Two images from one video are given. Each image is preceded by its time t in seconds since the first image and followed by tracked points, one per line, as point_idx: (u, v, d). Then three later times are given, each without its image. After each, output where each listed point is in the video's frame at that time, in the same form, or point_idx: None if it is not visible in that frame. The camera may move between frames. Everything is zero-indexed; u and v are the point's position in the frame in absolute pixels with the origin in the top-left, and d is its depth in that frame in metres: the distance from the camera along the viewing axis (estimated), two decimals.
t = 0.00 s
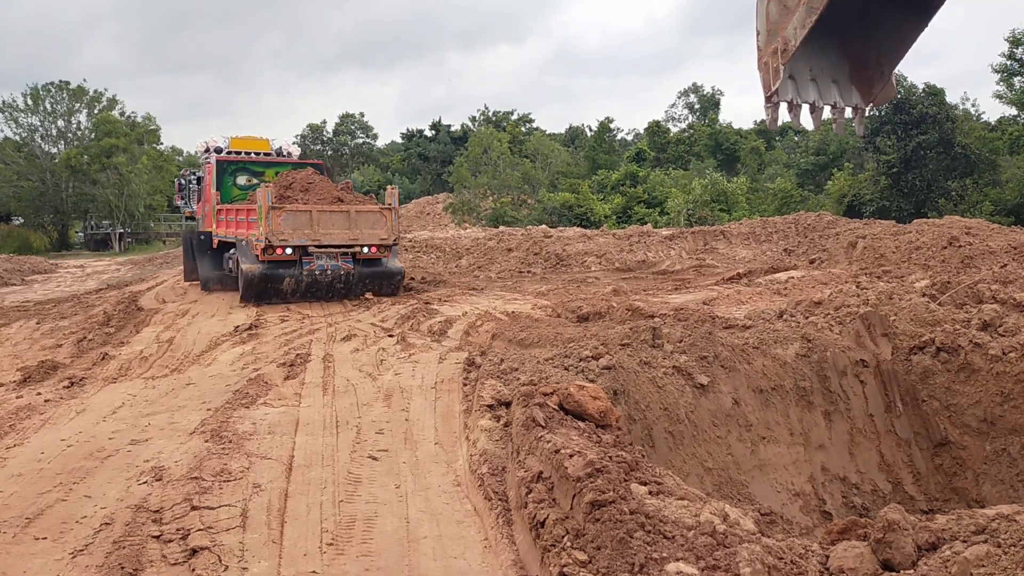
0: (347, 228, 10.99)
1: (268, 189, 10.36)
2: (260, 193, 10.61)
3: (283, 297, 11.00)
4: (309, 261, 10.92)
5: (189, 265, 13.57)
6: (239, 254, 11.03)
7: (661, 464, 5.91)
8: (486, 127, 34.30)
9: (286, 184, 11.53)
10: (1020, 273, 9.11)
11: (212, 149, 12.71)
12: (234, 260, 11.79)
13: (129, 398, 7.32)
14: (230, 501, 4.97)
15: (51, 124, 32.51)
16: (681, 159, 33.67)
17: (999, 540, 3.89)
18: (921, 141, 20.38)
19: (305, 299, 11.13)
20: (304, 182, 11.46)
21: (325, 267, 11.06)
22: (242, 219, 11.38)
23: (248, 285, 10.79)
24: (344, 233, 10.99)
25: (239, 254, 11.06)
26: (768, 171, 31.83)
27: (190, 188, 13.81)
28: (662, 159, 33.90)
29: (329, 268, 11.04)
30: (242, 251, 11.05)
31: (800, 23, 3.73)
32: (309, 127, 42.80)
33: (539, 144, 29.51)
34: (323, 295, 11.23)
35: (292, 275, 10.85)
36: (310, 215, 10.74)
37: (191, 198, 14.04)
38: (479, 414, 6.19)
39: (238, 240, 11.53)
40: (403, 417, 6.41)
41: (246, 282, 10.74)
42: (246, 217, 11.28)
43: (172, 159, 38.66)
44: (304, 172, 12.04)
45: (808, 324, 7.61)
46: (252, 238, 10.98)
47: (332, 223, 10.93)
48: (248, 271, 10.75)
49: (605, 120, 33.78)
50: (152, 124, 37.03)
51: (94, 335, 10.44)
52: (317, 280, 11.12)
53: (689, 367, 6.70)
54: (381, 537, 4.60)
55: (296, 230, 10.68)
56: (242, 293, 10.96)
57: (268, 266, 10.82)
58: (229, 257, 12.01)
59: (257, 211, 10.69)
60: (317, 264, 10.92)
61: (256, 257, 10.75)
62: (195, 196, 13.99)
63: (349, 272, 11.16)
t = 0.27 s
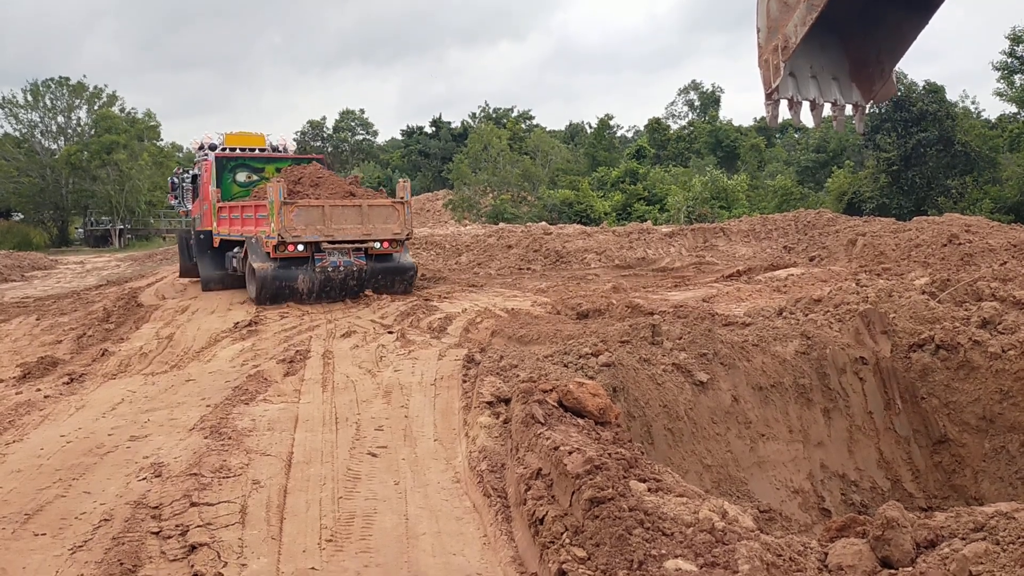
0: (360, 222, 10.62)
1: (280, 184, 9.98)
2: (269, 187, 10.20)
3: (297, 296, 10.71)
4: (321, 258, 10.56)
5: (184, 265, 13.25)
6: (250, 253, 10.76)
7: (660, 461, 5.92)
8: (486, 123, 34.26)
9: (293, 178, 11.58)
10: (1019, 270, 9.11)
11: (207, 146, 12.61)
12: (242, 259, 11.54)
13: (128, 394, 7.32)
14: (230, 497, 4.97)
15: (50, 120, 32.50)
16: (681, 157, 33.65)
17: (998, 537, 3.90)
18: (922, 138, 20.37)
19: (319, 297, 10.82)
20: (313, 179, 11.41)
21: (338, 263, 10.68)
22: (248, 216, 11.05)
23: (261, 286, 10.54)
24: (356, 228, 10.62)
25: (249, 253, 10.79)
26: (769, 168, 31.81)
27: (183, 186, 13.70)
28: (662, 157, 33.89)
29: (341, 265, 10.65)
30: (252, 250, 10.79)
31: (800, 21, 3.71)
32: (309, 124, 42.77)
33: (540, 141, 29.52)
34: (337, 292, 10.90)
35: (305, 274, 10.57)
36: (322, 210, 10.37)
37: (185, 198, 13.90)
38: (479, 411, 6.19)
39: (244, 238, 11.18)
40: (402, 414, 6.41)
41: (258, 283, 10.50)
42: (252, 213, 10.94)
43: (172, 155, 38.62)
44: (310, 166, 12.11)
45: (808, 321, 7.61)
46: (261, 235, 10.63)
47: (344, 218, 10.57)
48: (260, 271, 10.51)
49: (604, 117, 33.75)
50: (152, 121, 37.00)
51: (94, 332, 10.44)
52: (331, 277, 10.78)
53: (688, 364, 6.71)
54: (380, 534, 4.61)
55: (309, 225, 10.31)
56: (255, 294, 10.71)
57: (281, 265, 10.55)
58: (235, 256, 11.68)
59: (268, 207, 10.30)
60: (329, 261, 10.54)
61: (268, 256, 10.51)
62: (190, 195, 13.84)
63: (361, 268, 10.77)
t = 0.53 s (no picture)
0: (370, 218, 10.36)
1: (289, 180, 9.80)
2: (278, 184, 10.01)
3: (307, 294, 10.42)
4: (331, 255, 10.31)
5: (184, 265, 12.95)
6: (258, 251, 10.49)
7: (659, 458, 5.92)
8: (486, 120, 34.24)
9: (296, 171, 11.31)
10: (1019, 268, 9.10)
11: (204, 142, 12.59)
12: (247, 256, 11.27)
13: (128, 390, 7.32)
14: (230, 493, 4.97)
15: (50, 116, 32.51)
16: (681, 154, 33.64)
17: (998, 535, 3.90)
18: (922, 136, 20.35)
19: (330, 296, 10.53)
20: (322, 174, 11.17)
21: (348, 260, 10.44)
22: (253, 214, 10.87)
23: (269, 283, 10.26)
24: (367, 224, 10.37)
25: (257, 250, 10.52)
26: (769, 166, 31.79)
27: (181, 184, 13.56)
28: (662, 154, 33.86)
29: (352, 262, 10.38)
30: (260, 248, 10.53)
31: (802, 18, 3.59)
32: (309, 120, 42.78)
33: (540, 138, 29.52)
34: (349, 291, 10.59)
35: (315, 271, 10.30)
36: (331, 206, 10.13)
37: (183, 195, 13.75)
38: (478, 407, 6.19)
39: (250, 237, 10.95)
40: (402, 411, 6.41)
41: (267, 281, 10.24)
42: (259, 210, 10.76)
43: (172, 151, 38.60)
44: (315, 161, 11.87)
45: (807, 319, 7.60)
46: (269, 232, 10.43)
47: (354, 213, 10.31)
48: (269, 267, 10.24)
49: (604, 114, 33.73)
50: (152, 117, 37.00)
51: (94, 327, 10.44)
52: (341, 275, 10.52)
53: (688, 362, 6.70)
54: (380, 530, 4.61)
55: (319, 221, 10.07)
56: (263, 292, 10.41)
57: (290, 262, 10.28)
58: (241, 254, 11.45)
59: (276, 203, 10.10)
60: (340, 258, 10.30)
61: (276, 253, 10.25)
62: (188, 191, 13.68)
63: (372, 265, 10.50)
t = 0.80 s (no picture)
0: (381, 216, 10.12)
1: (298, 178, 9.51)
2: (287, 182, 9.70)
3: (317, 295, 10.21)
4: (341, 254, 10.12)
5: (187, 263, 12.79)
6: (265, 250, 10.24)
7: (658, 456, 5.93)
8: (485, 118, 34.23)
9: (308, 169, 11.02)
10: (1019, 268, 9.11)
11: (209, 137, 12.56)
12: (253, 255, 11.07)
13: (127, 387, 7.32)
14: (229, 490, 4.98)
15: (50, 113, 32.55)
16: (681, 152, 33.63)
17: (995, 534, 3.91)
18: (922, 135, 20.34)
19: (340, 297, 10.34)
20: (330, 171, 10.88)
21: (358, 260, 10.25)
22: (261, 212, 10.59)
23: (279, 284, 10.03)
24: (378, 223, 10.13)
25: (265, 251, 10.28)
26: (769, 164, 31.77)
27: (184, 178, 13.39)
28: (661, 153, 33.84)
29: (362, 261, 10.23)
30: (268, 247, 10.27)
31: (802, 17, 3.52)
32: (309, 118, 42.82)
33: (540, 136, 29.53)
34: (359, 291, 10.42)
35: (325, 271, 10.09)
36: (342, 204, 9.88)
37: (186, 189, 13.57)
38: (477, 405, 6.19)
39: (257, 235, 10.74)
40: (401, 408, 6.42)
41: (276, 282, 10.00)
42: (267, 208, 10.44)
43: (171, 148, 38.61)
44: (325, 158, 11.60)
45: (806, 318, 7.60)
46: (277, 231, 10.15)
47: (364, 212, 10.08)
48: (278, 268, 9.99)
49: (604, 112, 33.73)
50: (152, 113, 37.01)
51: (93, 324, 10.44)
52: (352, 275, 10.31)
53: (687, 360, 6.71)
54: (378, 527, 4.62)
55: (329, 220, 9.81)
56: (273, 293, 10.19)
57: (300, 263, 10.06)
58: (246, 253, 11.26)
59: (285, 201, 9.80)
60: (350, 257, 10.11)
61: (285, 253, 10.02)
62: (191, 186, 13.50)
63: (383, 265, 10.37)
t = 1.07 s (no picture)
0: (394, 214, 9.81)
1: (309, 173, 9.17)
2: (297, 177, 9.35)
3: (329, 295, 9.90)
4: (353, 253, 9.76)
5: (188, 260, 12.47)
6: (275, 248, 9.91)
7: (656, 455, 5.93)
8: (484, 116, 34.23)
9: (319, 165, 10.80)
10: (1017, 267, 9.11)
11: (212, 132, 11.99)
12: (262, 253, 10.78)
13: (125, 384, 7.32)
14: (226, 488, 4.97)
15: (49, 110, 32.56)
16: (680, 151, 33.63)
17: (993, 534, 3.92)
18: (921, 135, 20.36)
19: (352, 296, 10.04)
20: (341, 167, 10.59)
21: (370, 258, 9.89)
22: (269, 208, 10.27)
23: (290, 285, 9.72)
24: (390, 220, 9.82)
25: (274, 247, 9.95)
26: (768, 163, 31.77)
27: (186, 175, 13.11)
28: (660, 151, 33.84)
29: (374, 259, 9.88)
30: (277, 244, 9.92)
31: (803, 16, 3.50)
32: (308, 116, 42.83)
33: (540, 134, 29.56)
34: (371, 290, 10.11)
35: (337, 270, 9.76)
36: (354, 201, 9.56)
37: (187, 186, 13.28)
38: (475, 404, 6.18)
39: (265, 232, 10.42)
40: (399, 406, 6.41)
41: (287, 282, 9.67)
42: (275, 204, 10.11)
43: (170, 145, 38.60)
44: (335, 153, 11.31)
45: (805, 317, 7.60)
46: (286, 229, 9.82)
47: (376, 208, 9.76)
48: (289, 267, 9.67)
49: (603, 111, 33.72)
50: (150, 111, 36.99)
51: (91, 321, 10.43)
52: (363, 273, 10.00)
53: (686, 359, 6.71)
54: (376, 525, 4.62)
55: (341, 217, 9.49)
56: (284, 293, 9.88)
57: (311, 262, 9.72)
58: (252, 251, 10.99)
59: (295, 198, 9.47)
60: (362, 256, 9.75)
61: (295, 251, 9.67)
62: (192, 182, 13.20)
63: (395, 263, 10.03)
